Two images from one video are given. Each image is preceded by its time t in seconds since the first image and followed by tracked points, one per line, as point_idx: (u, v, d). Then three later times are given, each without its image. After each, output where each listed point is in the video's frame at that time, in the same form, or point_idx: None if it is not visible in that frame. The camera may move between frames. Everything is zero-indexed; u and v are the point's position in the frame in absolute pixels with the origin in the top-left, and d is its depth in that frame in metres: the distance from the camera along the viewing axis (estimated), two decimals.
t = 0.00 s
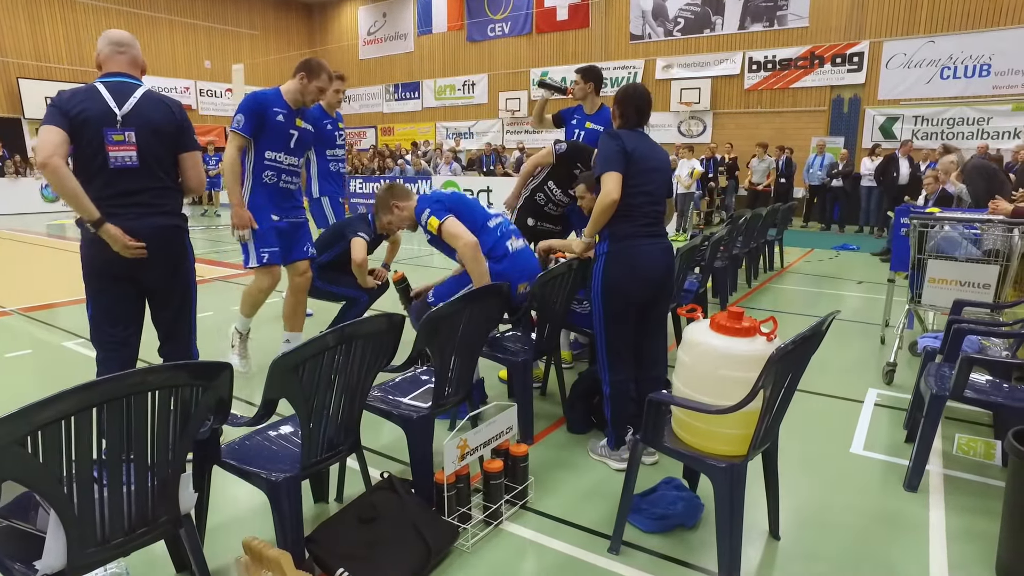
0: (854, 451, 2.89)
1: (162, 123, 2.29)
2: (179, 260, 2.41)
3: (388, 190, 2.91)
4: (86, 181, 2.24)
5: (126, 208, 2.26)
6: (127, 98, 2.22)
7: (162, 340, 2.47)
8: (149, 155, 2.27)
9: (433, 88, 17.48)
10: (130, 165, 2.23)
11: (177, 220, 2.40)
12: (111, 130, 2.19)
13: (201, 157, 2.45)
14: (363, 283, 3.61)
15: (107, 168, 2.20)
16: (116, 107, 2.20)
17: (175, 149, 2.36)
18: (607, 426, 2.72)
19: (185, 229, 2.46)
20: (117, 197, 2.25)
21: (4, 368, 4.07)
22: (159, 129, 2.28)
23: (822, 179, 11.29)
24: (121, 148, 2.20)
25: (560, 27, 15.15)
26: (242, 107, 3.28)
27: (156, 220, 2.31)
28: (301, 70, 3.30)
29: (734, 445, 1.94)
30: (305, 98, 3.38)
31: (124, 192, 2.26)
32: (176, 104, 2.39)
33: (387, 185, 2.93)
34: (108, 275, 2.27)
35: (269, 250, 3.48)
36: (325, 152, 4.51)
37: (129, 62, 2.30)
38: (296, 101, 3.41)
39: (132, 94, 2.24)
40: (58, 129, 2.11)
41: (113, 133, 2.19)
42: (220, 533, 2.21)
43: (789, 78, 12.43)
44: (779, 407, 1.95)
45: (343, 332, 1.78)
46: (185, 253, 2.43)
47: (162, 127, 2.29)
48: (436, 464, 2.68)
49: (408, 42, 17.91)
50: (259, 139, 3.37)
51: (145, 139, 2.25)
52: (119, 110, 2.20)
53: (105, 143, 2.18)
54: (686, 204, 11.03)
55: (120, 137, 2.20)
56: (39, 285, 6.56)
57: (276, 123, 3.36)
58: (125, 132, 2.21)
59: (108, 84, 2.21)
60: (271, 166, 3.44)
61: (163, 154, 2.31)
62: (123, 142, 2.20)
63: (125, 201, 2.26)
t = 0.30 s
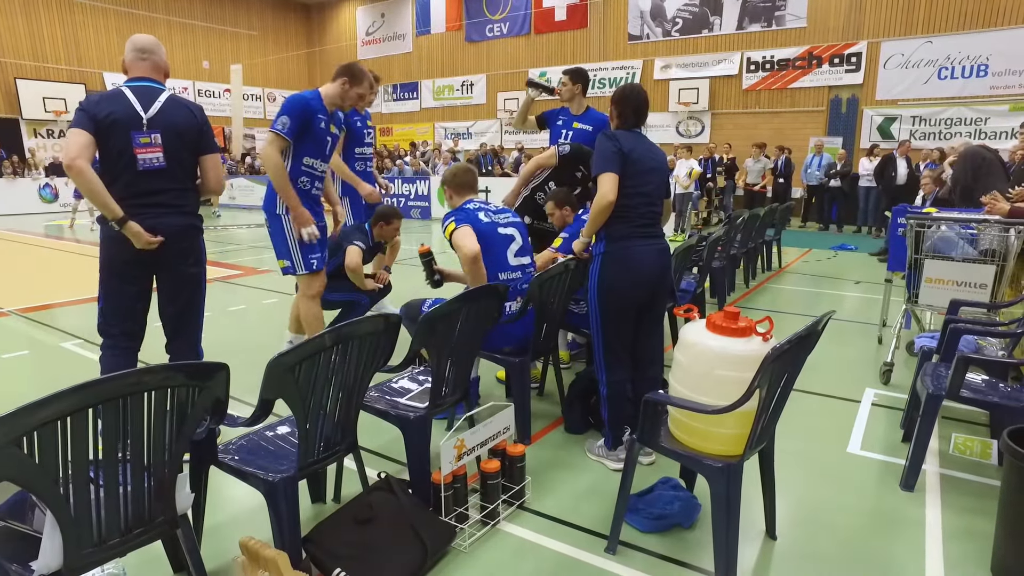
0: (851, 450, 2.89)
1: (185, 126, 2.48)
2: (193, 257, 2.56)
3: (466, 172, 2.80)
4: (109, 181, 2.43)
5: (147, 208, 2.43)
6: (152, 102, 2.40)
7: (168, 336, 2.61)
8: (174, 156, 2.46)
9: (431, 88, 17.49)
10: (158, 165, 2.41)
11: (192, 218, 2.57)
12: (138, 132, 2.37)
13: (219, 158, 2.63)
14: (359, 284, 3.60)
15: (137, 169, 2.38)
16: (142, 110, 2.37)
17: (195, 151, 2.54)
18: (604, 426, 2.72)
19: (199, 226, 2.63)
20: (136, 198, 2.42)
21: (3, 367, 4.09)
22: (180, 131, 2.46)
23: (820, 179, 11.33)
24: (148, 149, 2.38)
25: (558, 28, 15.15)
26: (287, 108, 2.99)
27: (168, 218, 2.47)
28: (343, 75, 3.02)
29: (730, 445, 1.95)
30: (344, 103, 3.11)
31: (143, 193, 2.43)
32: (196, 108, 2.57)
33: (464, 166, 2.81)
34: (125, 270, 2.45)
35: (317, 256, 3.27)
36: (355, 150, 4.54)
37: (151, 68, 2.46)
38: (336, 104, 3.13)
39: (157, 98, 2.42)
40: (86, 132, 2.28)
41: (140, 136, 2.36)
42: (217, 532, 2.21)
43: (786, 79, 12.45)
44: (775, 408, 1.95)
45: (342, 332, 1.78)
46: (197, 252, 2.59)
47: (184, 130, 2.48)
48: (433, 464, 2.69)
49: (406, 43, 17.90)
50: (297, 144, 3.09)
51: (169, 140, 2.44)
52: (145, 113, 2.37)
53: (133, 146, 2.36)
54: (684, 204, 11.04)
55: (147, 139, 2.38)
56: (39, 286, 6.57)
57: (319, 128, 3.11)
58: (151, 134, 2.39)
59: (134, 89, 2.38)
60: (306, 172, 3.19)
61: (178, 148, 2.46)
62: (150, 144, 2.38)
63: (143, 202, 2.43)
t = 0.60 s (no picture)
0: (847, 449, 2.90)
1: (190, 128, 2.50)
2: (195, 257, 2.61)
3: (516, 163, 2.78)
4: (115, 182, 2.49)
5: (150, 208, 2.48)
6: (158, 104, 2.44)
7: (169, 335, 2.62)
8: (180, 156, 2.49)
9: (430, 88, 17.51)
10: (167, 165, 2.45)
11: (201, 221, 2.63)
12: (144, 133, 2.40)
13: (226, 159, 2.64)
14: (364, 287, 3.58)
15: (147, 170, 2.43)
16: (147, 112, 2.42)
17: (201, 153, 2.57)
18: (601, 425, 2.73)
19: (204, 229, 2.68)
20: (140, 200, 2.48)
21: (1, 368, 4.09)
22: (186, 133, 2.50)
23: (818, 179, 11.33)
24: (155, 150, 2.42)
25: (556, 28, 15.17)
26: (359, 137, 2.93)
27: (171, 217, 2.51)
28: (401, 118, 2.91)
29: (726, 443, 1.96)
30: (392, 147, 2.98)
31: (147, 193, 2.48)
32: (204, 110, 2.60)
33: (513, 156, 2.80)
34: (131, 270, 2.51)
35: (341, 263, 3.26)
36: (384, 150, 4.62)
37: (160, 73, 2.52)
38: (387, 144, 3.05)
39: (164, 101, 2.46)
40: (93, 133, 2.35)
41: (146, 138, 2.40)
42: (216, 532, 2.22)
43: (785, 79, 12.47)
44: (771, 406, 1.96)
45: (341, 331, 1.79)
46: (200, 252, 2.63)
47: (189, 132, 2.50)
48: (431, 463, 2.69)
49: (405, 43, 17.91)
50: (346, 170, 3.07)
51: (175, 141, 2.47)
52: (150, 115, 2.42)
53: (141, 148, 2.40)
54: (682, 204, 11.05)
55: (153, 140, 2.41)
56: (37, 286, 6.57)
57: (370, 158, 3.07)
58: (157, 135, 2.42)
59: (142, 92, 2.43)
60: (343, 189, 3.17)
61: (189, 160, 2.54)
62: (156, 144, 2.42)
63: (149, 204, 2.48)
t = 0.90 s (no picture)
0: (844, 448, 2.91)
1: (170, 128, 2.58)
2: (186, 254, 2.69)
3: (525, 163, 2.80)
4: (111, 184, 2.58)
5: (142, 209, 2.61)
6: (140, 107, 2.56)
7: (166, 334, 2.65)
8: (158, 155, 2.57)
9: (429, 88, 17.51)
10: (138, 166, 2.55)
11: (191, 223, 2.71)
12: (125, 134, 2.53)
13: (212, 156, 2.69)
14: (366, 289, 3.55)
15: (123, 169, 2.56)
16: (132, 115, 2.55)
17: (185, 150, 2.64)
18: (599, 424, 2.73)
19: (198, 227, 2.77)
20: (138, 203, 2.61)
21: None
22: (166, 133, 2.58)
23: (815, 179, 11.32)
24: (130, 150, 2.53)
25: (554, 28, 15.17)
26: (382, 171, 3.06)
27: (161, 219, 2.62)
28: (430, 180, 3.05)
29: (722, 441, 1.97)
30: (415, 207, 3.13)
31: (139, 194, 2.61)
32: (193, 111, 2.66)
33: (524, 156, 2.81)
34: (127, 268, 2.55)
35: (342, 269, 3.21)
36: (403, 147, 4.48)
37: (151, 77, 2.64)
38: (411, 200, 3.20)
39: (149, 103, 2.57)
40: (87, 141, 2.56)
41: (126, 138, 2.53)
42: (215, 531, 2.22)
43: (782, 79, 12.49)
44: (766, 404, 1.97)
45: (339, 329, 1.80)
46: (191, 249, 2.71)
47: (171, 131, 2.58)
48: (429, 462, 2.70)
49: (403, 43, 17.90)
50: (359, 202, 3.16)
51: (154, 142, 2.56)
52: (132, 117, 2.54)
53: (120, 147, 2.53)
54: (680, 203, 11.06)
55: (131, 141, 2.53)
56: (34, 286, 6.57)
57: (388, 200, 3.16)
58: (135, 136, 2.53)
59: (131, 96, 2.58)
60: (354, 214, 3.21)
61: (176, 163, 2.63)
62: (133, 146, 2.53)
63: (146, 209, 2.61)
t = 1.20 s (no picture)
0: (840, 447, 2.93)
1: (150, 126, 2.72)
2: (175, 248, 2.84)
3: (506, 166, 2.85)
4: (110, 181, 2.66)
5: (134, 206, 2.76)
6: (125, 107, 2.73)
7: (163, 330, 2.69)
8: (140, 153, 2.73)
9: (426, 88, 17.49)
10: (120, 164, 2.73)
11: (175, 218, 2.84)
12: (111, 134, 2.72)
13: (193, 151, 2.78)
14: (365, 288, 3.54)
15: (109, 167, 2.75)
16: (118, 115, 2.72)
17: (168, 147, 2.76)
18: (596, 423, 2.74)
19: (186, 223, 2.89)
20: (125, 198, 2.78)
21: None
22: (148, 131, 2.72)
23: (811, 179, 11.35)
24: (114, 150, 2.72)
25: (551, 28, 15.19)
26: (377, 155, 3.02)
27: (145, 213, 2.76)
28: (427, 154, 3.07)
29: (718, 440, 1.97)
30: (416, 179, 3.14)
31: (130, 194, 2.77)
32: (176, 108, 2.78)
33: (504, 159, 2.86)
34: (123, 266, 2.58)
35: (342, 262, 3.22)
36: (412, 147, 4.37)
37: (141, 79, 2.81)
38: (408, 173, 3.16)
39: (134, 103, 2.73)
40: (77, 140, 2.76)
41: (111, 138, 2.71)
42: (212, 530, 2.22)
43: (779, 79, 12.51)
44: (762, 402, 1.98)
45: (337, 328, 1.80)
46: (181, 243, 2.85)
47: (153, 129, 2.73)
48: (426, 460, 2.71)
49: (401, 43, 17.89)
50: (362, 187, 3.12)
51: (135, 139, 2.72)
52: (118, 117, 2.73)
53: (105, 146, 2.72)
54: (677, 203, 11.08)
55: (115, 140, 2.71)
56: (31, 286, 6.56)
57: (389, 180, 3.15)
58: (119, 137, 2.71)
59: (122, 97, 2.76)
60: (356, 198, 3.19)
61: (154, 157, 2.76)
62: (117, 146, 2.72)
63: (131, 204, 2.77)
